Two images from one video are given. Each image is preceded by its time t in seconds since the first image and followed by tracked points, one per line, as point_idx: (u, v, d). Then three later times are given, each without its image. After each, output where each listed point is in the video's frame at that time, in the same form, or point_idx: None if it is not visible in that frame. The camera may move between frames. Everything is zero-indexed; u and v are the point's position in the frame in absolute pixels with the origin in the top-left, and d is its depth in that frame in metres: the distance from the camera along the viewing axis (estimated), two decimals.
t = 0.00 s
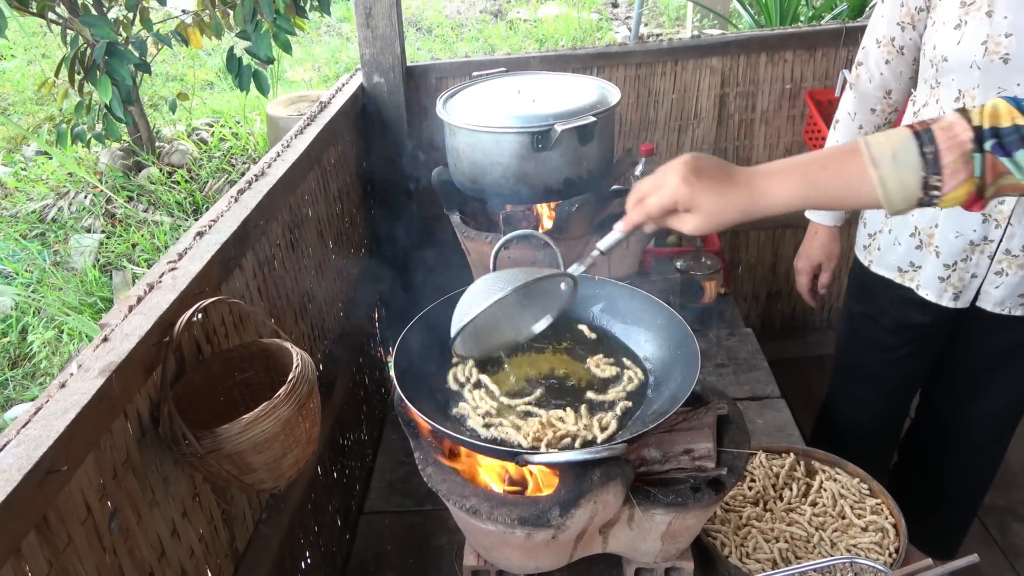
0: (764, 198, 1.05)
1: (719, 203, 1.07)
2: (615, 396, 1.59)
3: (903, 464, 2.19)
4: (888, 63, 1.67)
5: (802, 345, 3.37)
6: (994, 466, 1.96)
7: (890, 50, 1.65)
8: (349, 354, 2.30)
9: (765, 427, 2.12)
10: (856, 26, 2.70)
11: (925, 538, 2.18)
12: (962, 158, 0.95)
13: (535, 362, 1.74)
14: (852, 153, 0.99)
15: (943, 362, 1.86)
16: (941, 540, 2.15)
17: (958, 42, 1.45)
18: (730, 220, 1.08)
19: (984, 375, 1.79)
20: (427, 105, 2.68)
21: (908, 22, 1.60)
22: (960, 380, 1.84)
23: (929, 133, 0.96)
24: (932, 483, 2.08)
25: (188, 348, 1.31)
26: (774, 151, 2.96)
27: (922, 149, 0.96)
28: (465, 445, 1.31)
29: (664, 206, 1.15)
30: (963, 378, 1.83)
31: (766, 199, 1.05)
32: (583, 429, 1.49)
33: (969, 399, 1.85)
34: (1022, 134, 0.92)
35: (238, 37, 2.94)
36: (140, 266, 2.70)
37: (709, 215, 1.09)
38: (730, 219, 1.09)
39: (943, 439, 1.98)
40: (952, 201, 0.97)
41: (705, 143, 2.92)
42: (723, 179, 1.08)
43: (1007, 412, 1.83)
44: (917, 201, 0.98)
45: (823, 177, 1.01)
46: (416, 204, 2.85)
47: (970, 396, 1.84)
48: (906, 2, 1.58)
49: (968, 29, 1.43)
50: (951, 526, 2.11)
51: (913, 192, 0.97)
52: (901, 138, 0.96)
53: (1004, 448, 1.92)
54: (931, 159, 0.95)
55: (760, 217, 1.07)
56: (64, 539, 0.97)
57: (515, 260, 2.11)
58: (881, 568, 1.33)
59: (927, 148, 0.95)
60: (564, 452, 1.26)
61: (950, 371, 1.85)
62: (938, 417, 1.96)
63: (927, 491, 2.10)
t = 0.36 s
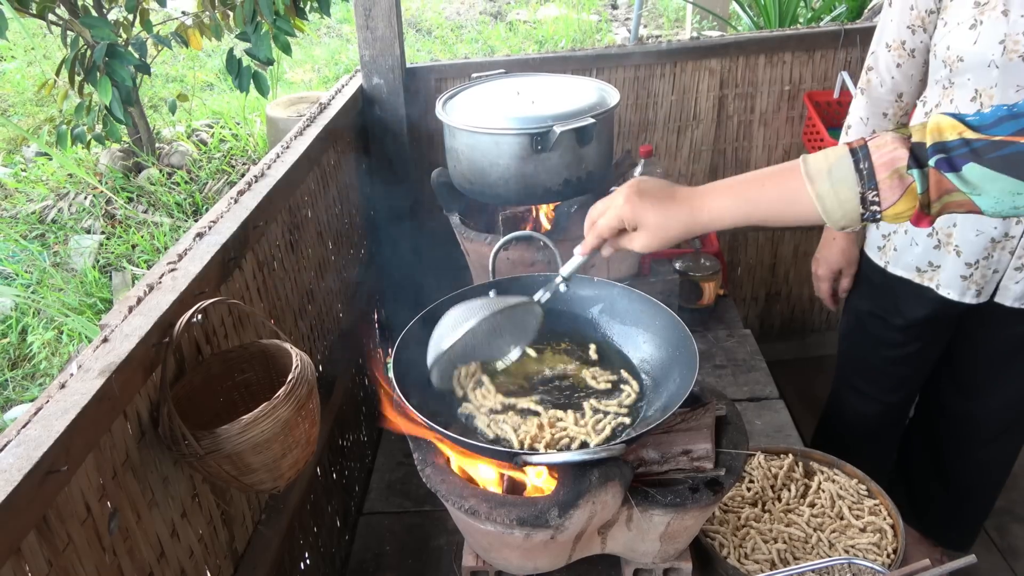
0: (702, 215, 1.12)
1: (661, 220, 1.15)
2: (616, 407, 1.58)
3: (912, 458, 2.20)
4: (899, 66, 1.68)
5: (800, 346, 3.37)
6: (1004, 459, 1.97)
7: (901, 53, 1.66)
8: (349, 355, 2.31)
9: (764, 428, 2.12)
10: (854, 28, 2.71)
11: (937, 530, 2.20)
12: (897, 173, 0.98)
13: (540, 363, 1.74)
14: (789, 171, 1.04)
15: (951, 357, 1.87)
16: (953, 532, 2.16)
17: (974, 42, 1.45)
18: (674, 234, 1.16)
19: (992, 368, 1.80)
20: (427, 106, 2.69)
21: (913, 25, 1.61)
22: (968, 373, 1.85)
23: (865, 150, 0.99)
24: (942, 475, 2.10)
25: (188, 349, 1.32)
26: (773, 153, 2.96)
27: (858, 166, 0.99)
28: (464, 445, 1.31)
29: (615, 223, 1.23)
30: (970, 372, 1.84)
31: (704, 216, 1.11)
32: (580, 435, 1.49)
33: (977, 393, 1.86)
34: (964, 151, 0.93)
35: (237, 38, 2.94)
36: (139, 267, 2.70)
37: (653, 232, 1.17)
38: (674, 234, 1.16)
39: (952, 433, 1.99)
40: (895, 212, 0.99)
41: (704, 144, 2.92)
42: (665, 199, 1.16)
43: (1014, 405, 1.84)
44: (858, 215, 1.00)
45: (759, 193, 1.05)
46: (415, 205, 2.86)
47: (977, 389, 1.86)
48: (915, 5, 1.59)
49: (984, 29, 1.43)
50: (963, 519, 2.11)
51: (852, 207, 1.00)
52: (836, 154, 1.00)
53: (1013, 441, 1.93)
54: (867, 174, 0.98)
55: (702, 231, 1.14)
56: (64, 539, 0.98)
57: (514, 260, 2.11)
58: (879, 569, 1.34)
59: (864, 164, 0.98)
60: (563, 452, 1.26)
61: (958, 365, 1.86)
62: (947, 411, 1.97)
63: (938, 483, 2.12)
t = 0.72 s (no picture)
0: (792, 156, 1.01)
1: (749, 165, 1.01)
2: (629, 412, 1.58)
3: (917, 457, 2.20)
4: (905, 65, 1.68)
5: (800, 348, 3.38)
6: (1010, 460, 1.96)
7: (906, 53, 1.66)
8: (349, 356, 2.30)
9: (764, 430, 2.12)
10: (855, 30, 2.71)
11: (942, 531, 2.20)
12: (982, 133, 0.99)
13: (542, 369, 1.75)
14: (873, 119, 1.01)
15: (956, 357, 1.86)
16: (957, 533, 2.16)
17: (982, 40, 1.46)
18: (762, 184, 1.02)
19: (996, 369, 1.79)
20: (427, 108, 2.69)
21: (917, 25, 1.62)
22: (973, 374, 1.84)
23: (952, 106, 1.00)
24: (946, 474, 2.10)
25: (188, 350, 1.31)
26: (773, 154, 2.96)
27: (946, 121, 0.99)
28: (466, 447, 1.31)
29: (688, 183, 1.05)
30: (975, 373, 1.83)
31: (795, 156, 1.01)
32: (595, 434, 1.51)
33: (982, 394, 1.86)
34: None
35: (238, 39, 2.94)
36: (139, 267, 2.70)
37: (738, 182, 1.02)
38: (760, 185, 1.02)
39: (957, 433, 1.99)
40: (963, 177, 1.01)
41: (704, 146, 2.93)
42: (745, 143, 1.03)
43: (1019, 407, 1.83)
44: (933, 172, 1.01)
45: (851, 136, 1.00)
46: (415, 206, 2.86)
47: (981, 390, 1.85)
48: (922, 5, 1.59)
49: (991, 27, 1.44)
50: (969, 520, 2.12)
51: (934, 163, 1.00)
52: (922, 107, 1.00)
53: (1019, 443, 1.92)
54: (954, 130, 0.99)
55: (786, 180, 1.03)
56: (64, 540, 0.97)
57: (515, 262, 2.11)
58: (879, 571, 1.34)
59: (951, 120, 0.99)
60: (565, 454, 1.26)
61: (965, 366, 1.86)
62: (953, 411, 1.97)
63: (944, 483, 2.12)
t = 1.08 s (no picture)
0: (806, 193, 1.05)
1: (760, 201, 1.07)
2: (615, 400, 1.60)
3: (915, 463, 2.20)
4: (907, 69, 1.68)
5: (800, 352, 3.38)
6: (1007, 465, 1.96)
7: (909, 57, 1.66)
8: (349, 359, 2.31)
9: (764, 434, 2.13)
10: (855, 34, 2.72)
11: (940, 536, 2.20)
12: (995, 162, 1.00)
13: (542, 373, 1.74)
14: (890, 152, 1.03)
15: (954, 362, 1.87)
16: (954, 538, 2.16)
17: (982, 45, 1.46)
18: (776, 218, 1.07)
19: (995, 375, 1.80)
20: (428, 110, 2.69)
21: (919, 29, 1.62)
22: (971, 379, 1.85)
23: (964, 137, 1.01)
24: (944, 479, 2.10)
25: (189, 353, 1.32)
26: (773, 158, 2.97)
27: (959, 152, 1.00)
28: (466, 451, 1.31)
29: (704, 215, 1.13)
30: (972, 377, 1.84)
31: (809, 192, 1.04)
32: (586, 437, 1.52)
33: (980, 399, 1.86)
34: None
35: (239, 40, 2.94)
36: (140, 268, 2.70)
37: (750, 217, 1.08)
38: (775, 220, 1.08)
39: (954, 437, 1.99)
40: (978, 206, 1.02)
41: (705, 149, 2.93)
42: (760, 177, 1.08)
43: (1015, 412, 1.83)
44: (949, 203, 1.02)
45: (868, 171, 1.02)
46: (416, 208, 2.86)
47: (979, 395, 1.85)
48: (924, 9, 1.59)
49: (991, 33, 1.44)
50: (966, 525, 2.12)
51: (949, 193, 1.01)
52: (937, 139, 1.02)
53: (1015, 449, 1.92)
54: (968, 160, 1.00)
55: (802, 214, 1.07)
56: (64, 543, 0.98)
57: (516, 265, 2.12)
58: None
59: (965, 150, 1.00)
60: (565, 458, 1.26)
61: (962, 371, 1.86)
62: (950, 416, 1.97)
63: (941, 488, 2.12)
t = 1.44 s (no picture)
0: (787, 204, 1.06)
1: (742, 213, 1.07)
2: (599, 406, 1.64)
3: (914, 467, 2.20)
4: (902, 77, 1.68)
5: (800, 356, 3.37)
6: (1007, 471, 1.96)
7: (903, 64, 1.66)
8: (349, 362, 2.30)
9: (764, 439, 2.12)
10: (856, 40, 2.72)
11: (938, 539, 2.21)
12: (977, 169, 1.01)
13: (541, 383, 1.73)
14: (869, 163, 1.04)
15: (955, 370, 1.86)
16: (957, 544, 2.16)
17: (970, 57, 1.46)
18: (758, 229, 1.07)
19: (995, 383, 1.80)
20: (429, 112, 2.69)
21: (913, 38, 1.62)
22: (971, 388, 1.85)
23: (945, 145, 1.02)
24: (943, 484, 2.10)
25: (188, 355, 1.31)
26: (774, 163, 2.97)
27: (940, 160, 1.02)
28: (466, 455, 1.31)
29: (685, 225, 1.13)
30: (974, 385, 1.83)
31: (790, 204, 1.06)
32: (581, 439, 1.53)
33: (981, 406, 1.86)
34: None
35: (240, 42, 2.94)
36: (139, 269, 2.70)
37: (733, 228, 1.08)
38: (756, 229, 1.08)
39: (955, 445, 1.99)
40: (963, 212, 1.04)
41: (705, 154, 2.93)
42: (742, 190, 1.08)
43: (1016, 419, 1.83)
44: (932, 211, 1.03)
45: (848, 185, 1.04)
46: (417, 211, 2.86)
47: (980, 403, 1.85)
48: (918, 17, 1.58)
49: (980, 44, 1.44)
50: (965, 529, 2.12)
51: (930, 203, 1.02)
52: (917, 149, 1.03)
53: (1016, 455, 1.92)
54: (949, 169, 1.01)
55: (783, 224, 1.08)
56: (61, 546, 0.97)
57: (517, 269, 2.11)
58: None
59: (945, 159, 1.01)
60: (565, 463, 1.26)
61: (962, 377, 1.86)
62: (950, 422, 1.97)
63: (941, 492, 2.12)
